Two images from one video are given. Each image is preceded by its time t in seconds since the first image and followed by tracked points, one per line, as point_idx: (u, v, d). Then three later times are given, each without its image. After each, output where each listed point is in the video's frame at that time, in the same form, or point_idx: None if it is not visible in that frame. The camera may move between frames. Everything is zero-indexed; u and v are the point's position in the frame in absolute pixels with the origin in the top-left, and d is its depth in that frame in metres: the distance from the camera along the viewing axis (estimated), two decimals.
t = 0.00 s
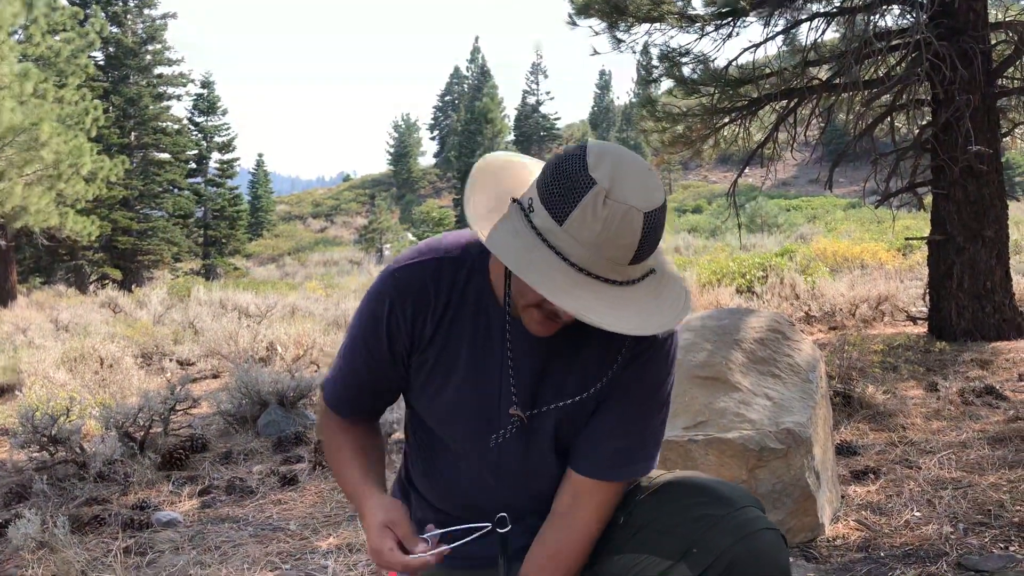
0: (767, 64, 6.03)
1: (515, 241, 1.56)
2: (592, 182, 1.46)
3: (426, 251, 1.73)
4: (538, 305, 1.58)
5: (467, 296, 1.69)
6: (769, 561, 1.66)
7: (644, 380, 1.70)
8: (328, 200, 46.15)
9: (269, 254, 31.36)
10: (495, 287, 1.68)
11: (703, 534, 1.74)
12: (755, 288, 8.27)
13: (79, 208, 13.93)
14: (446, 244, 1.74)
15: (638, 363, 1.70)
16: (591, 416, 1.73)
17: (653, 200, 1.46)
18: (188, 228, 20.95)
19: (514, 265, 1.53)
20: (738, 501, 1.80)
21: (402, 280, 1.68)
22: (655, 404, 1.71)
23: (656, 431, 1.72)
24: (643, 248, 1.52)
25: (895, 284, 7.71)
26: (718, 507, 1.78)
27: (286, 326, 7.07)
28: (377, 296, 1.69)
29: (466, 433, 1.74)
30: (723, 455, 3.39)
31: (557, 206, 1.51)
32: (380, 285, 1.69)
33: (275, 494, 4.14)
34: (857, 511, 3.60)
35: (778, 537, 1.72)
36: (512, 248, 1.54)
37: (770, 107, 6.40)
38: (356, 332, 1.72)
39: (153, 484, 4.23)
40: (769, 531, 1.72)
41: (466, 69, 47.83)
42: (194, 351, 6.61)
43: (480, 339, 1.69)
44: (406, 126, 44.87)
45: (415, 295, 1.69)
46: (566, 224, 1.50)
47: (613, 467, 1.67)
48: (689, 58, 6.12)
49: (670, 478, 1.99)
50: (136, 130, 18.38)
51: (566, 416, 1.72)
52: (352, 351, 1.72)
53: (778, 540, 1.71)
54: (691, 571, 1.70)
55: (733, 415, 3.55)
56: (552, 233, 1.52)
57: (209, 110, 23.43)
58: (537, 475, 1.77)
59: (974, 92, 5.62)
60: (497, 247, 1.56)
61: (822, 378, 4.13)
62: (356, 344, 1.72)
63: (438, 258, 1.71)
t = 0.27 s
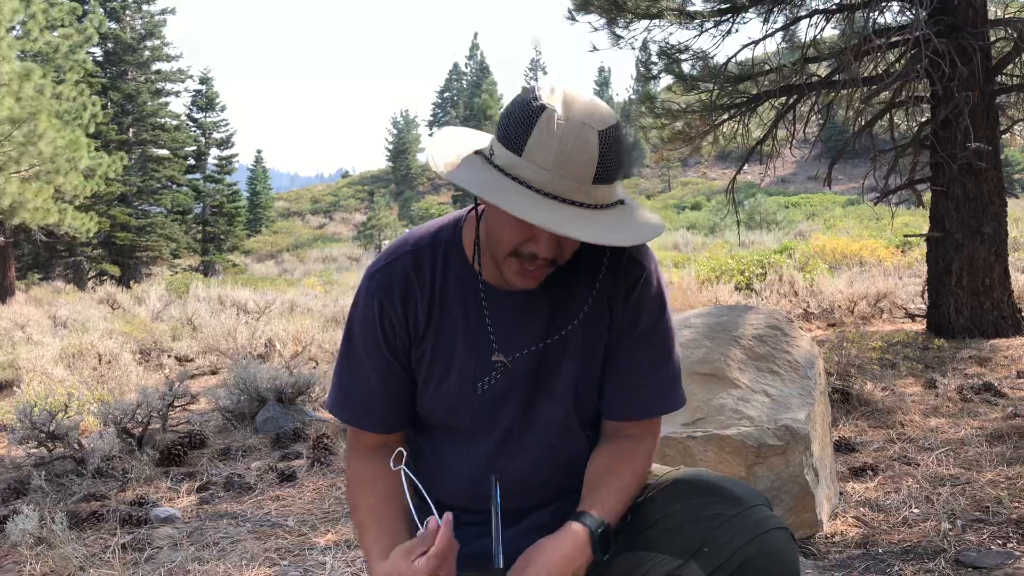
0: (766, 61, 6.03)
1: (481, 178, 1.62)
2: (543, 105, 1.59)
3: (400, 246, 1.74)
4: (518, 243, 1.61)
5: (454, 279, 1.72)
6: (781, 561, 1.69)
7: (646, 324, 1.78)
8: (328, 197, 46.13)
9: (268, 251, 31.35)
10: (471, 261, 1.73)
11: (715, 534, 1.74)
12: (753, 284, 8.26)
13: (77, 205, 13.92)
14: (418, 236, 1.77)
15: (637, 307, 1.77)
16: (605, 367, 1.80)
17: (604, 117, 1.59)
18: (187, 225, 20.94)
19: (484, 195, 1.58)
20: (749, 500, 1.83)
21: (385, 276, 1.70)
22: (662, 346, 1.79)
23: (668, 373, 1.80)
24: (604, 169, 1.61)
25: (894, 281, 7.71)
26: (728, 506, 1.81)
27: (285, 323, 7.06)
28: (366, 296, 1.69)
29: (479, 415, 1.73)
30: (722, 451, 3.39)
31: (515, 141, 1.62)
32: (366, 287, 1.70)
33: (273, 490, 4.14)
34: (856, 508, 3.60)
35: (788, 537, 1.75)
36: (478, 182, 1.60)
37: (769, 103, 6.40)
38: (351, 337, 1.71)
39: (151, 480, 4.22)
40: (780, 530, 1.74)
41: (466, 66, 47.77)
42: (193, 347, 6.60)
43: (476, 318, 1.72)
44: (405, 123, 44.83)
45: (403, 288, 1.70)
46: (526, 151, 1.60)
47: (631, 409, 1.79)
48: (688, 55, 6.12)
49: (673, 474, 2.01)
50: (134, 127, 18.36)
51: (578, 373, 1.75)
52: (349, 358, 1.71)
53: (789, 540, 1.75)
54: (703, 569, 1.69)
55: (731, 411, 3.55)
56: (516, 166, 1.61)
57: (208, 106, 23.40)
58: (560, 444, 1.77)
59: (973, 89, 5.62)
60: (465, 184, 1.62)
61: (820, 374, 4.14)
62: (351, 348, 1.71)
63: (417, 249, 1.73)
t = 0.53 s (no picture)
0: (767, 58, 6.02)
1: (474, 166, 1.64)
2: (533, 93, 1.61)
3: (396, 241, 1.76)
4: (512, 233, 1.63)
5: (451, 273, 1.74)
6: (771, 557, 1.69)
7: (648, 317, 1.80)
8: (328, 194, 46.10)
9: (268, 248, 31.36)
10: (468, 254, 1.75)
11: (706, 530, 1.75)
12: (754, 282, 8.26)
13: (78, 201, 13.92)
14: (414, 231, 1.78)
15: (638, 300, 1.80)
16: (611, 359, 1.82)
17: (594, 105, 1.61)
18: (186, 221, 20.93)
19: (476, 182, 1.60)
20: (742, 493, 1.81)
21: (384, 269, 1.71)
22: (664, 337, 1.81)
23: (670, 364, 1.82)
24: (595, 155, 1.63)
25: (894, 279, 7.71)
26: (719, 499, 1.79)
27: (285, 319, 7.06)
28: (362, 288, 1.70)
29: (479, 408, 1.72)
30: (723, 448, 3.40)
31: (506, 129, 1.64)
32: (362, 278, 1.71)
33: (274, 487, 4.15)
34: (856, 505, 3.61)
35: (780, 530, 1.73)
36: (470, 170, 1.63)
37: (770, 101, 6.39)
38: (347, 329, 1.70)
39: (152, 476, 4.23)
40: (771, 524, 1.73)
41: (467, 63, 47.71)
42: (193, 344, 6.61)
43: (474, 310, 1.73)
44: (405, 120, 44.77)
45: (401, 280, 1.71)
46: (516, 138, 1.62)
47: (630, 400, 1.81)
48: (689, 52, 6.11)
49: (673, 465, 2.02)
50: (135, 124, 18.35)
51: (580, 366, 1.76)
52: (344, 351, 1.70)
53: (780, 533, 1.73)
54: (693, 567, 1.73)
55: (732, 409, 3.56)
56: (507, 154, 1.63)
57: (208, 103, 23.38)
58: (564, 438, 1.76)
59: (974, 86, 5.62)
60: (458, 172, 1.64)
61: (821, 371, 4.14)
62: (347, 340, 1.71)
63: (413, 243, 1.75)
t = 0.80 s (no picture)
0: (766, 56, 6.02)
1: (487, 151, 1.68)
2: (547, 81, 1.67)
3: (404, 233, 1.79)
4: (523, 219, 1.65)
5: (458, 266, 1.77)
6: (765, 554, 1.70)
7: (647, 310, 1.83)
8: (327, 193, 46.09)
9: (267, 247, 31.36)
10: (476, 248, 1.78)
11: (701, 526, 1.74)
12: (753, 280, 8.26)
13: (77, 199, 13.92)
14: (420, 225, 1.82)
15: (637, 293, 1.83)
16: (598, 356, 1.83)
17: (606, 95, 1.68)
18: (185, 220, 20.92)
19: (488, 165, 1.64)
20: (737, 491, 1.81)
21: (391, 259, 1.74)
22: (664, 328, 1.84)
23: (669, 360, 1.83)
24: (606, 144, 1.68)
25: (893, 277, 7.71)
26: (714, 497, 1.79)
27: (285, 318, 7.07)
28: (371, 278, 1.72)
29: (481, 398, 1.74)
30: (722, 447, 3.40)
31: (520, 116, 1.69)
32: (371, 268, 1.73)
33: (273, 485, 4.14)
34: (855, 503, 3.61)
35: (775, 529, 1.74)
36: (483, 154, 1.67)
37: (769, 99, 6.40)
38: (355, 319, 1.72)
39: (151, 475, 4.22)
40: (766, 523, 1.74)
41: (466, 61, 47.68)
42: (192, 343, 6.60)
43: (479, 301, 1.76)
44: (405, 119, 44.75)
45: (408, 269, 1.74)
46: (529, 125, 1.67)
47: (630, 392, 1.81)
48: (688, 50, 6.11)
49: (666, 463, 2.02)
50: (134, 122, 18.32)
51: (579, 361, 1.80)
52: (354, 342, 1.71)
53: (775, 532, 1.73)
54: (687, 563, 1.72)
55: (731, 407, 3.56)
56: (520, 140, 1.67)
57: (207, 102, 23.37)
58: (563, 427, 1.80)
59: (974, 84, 5.62)
60: (471, 156, 1.68)
61: (820, 370, 4.14)
62: (354, 330, 1.72)
63: (420, 236, 1.78)
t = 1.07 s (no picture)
0: (767, 55, 6.02)
1: (509, 153, 1.71)
2: (571, 82, 1.71)
3: (417, 227, 1.84)
4: (544, 221, 1.70)
5: (467, 265, 1.81)
6: (771, 554, 1.73)
7: (645, 333, 1.93)
8: (328, 191, 46.06)
9: (267, 245, 31.36)
10: (487, 250, 1.82)
11: (706, 528, 1.78)
12: (754, 279, 8.26)
13: (77, 198, 13.91)
14: (432, 219, 1.86)
15: (636, 313, 1.91)
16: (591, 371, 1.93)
17: (628, 96, 1.72)
18: (186, 219, 20.91)
19: (514, 167, 1.67)
20: (741, 492, 1.85)
21: (404, 255, 1.79)
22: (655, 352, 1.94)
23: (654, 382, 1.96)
24: (628, 145, 1.73)
25: (894, 276, 7.70)
26: (719, 498, 1.83)
27: (285, 317, 7.07)
28: (383, 272, 1.78)
29: (484, 404, 1.82)
30: (722, 445, 3.40)
31: (543, 116, 1.72)
32: (384, 263, 1.78)
33: (273, 484, 4.15)
34: (856, 502, 3.61)
35: (780, 528, 1.77)
36: (507, 155, 1.69)
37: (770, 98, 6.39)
38: (368, 313, 1.79)
39: (152, 473, 4.23)
40: (771, 522, 1.77)
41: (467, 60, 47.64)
42: (193, 342, 6.60)
43: (486, 305, 1.82)
44: (406, 118, 44.73)
45: (421, 267, 1.79)
46: (553, 127, 1.70)
47: (612, 418, 1.89)
48: (689, 49, 6.11)
49: (666, 462, 2.06)
50: (134, 121, 18.32)
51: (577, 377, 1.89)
52: (366, 334, 1.79)
53: (780, 531, 1.77)
54: (693, 565, 1.76)
55: (731, 406, 3.56)
56: (543, 141, 1.71)
57: (208, 100, 23.36)
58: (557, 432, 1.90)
59: (974, 83, 5.62)
60: (494, 157, 1.70)
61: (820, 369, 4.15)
62: (367, 323, 1.79)
63: (431, 231, 1.82)
